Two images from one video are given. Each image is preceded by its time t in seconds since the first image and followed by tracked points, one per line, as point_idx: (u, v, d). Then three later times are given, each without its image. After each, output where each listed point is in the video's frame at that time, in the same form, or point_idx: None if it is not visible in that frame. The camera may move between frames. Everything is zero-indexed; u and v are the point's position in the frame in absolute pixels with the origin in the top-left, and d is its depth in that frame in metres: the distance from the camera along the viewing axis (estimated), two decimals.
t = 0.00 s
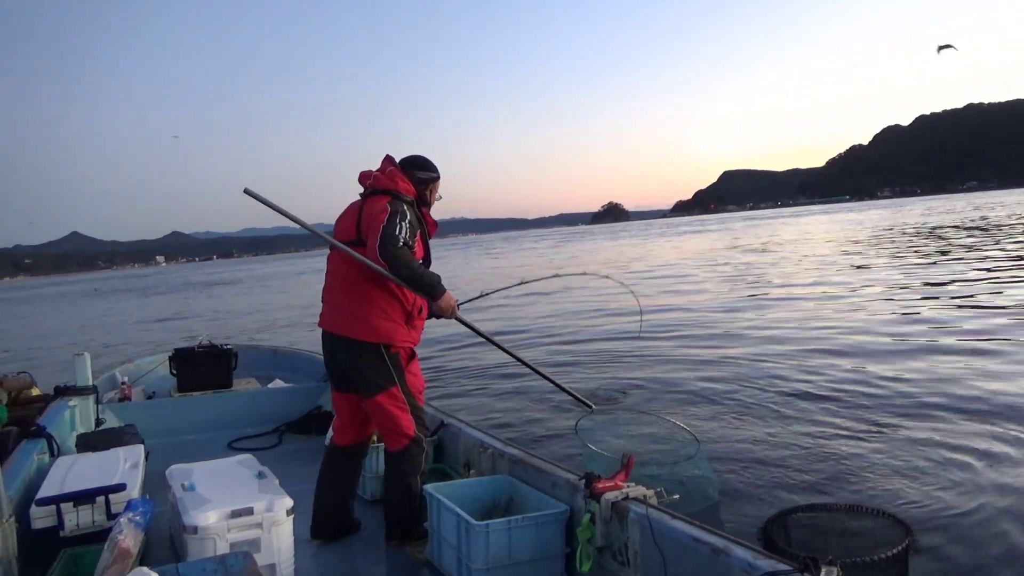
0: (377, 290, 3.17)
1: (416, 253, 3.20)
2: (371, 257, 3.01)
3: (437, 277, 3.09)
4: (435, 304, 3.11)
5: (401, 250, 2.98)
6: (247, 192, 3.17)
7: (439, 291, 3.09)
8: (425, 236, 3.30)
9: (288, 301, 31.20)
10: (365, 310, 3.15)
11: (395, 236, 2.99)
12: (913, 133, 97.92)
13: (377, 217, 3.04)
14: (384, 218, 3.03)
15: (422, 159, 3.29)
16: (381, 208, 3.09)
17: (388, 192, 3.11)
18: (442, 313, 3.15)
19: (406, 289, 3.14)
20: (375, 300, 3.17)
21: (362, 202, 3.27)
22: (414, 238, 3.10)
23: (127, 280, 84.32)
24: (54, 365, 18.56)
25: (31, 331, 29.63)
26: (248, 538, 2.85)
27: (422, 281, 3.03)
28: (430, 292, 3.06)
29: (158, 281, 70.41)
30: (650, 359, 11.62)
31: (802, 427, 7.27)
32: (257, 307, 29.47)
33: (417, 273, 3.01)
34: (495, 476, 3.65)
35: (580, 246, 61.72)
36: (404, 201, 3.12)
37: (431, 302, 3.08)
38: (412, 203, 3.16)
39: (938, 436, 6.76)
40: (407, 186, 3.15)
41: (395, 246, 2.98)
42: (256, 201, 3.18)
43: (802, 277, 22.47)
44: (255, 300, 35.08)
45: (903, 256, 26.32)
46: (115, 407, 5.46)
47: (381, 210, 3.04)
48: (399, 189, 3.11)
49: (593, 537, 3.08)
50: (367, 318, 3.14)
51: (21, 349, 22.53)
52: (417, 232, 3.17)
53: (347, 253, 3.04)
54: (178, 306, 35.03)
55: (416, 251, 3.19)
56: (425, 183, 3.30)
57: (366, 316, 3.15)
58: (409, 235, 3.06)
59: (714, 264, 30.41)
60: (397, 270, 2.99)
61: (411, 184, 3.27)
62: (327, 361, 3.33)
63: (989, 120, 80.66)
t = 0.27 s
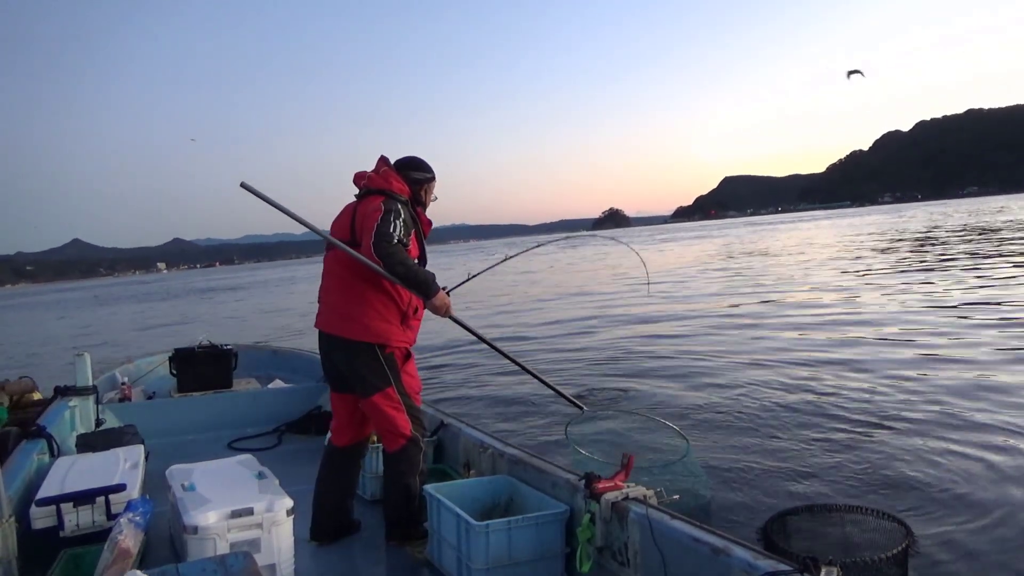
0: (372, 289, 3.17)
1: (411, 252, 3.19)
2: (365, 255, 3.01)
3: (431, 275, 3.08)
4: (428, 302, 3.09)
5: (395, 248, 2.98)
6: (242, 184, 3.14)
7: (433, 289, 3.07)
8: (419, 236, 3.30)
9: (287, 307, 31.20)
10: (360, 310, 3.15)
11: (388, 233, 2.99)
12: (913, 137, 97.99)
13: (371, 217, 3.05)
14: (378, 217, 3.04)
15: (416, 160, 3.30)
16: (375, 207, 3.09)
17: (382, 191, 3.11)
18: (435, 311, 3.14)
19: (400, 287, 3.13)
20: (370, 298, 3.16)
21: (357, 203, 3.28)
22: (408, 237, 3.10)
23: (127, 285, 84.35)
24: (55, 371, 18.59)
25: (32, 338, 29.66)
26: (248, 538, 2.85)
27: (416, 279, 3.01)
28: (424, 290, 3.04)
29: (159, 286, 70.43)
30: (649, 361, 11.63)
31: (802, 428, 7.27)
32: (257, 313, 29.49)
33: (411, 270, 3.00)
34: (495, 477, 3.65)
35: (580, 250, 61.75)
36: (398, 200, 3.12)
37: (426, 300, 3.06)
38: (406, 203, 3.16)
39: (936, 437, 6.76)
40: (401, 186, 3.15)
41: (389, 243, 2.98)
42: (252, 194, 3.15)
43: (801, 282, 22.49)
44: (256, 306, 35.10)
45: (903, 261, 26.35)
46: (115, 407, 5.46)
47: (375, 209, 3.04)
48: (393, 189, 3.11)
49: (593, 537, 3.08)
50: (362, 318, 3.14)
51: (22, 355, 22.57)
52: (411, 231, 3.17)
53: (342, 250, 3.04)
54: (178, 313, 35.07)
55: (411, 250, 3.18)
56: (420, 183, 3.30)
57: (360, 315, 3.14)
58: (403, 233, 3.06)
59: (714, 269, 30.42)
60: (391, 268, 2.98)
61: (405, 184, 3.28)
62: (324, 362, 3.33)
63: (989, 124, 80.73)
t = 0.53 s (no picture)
0: (365, 288, 3.17)
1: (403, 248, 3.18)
2: (356, 251, 3.00)
3: (424, 268, 3.05)
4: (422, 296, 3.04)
5: (387, 241, 2.97)
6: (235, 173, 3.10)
7: (427, 282, 3.03)
8: (411, 234, 3.30)
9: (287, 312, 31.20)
10: (353, 308, 3.15)
11: (380, 227, 2.99)
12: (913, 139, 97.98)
13: (361, 215, 3.06)
14: (369, 214, 3.04)
15: (406, 160, 3.31)
16: (366, 205, 3.10)
17: (372, 190, 3.13)
18: (429, 306, 3.08)
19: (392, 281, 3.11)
20: (363, 296, 3.16)
21: (347, 204, 3.30)
22: (400, 233, 3.10)
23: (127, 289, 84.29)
24: (56, 376, 18.60)
25: (32, 343, 29.67)
26: (248, 538, 2.85)
27: (408, 270, 2.97)
28: (417, 283, 2.99)
29: (159, 290, 70.41)
30: (649, 362, 11.64)
31: (802, 428, 7.27)
32: (258, 318, 29.49)
33: (402, 262, 2.97)
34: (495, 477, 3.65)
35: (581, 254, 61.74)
36: (388, 198, 3.13)
37: (419, 294, 3.02)
38: (396, 201, 3.17)
39: (937, 437, 6.77)
40: (390, 184, 3.17)
41: (380, 237, 2.98)
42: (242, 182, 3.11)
43: (801, 285, 22.51)
44: (256, 310, 35.09)
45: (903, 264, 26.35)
46: (115, 407, 5.46)
47: (365, 207, 3.06)
48: (383, 187, 3.13)
49: (593, 537, 3.08)
50: (355, 317, 3.13)
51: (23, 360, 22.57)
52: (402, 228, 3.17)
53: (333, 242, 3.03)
54: (179, 318, 35.07)
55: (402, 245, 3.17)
56: (410, 182, 3.31)
57: (353, 314, 3.14)
58: (394, 228, 3.06)
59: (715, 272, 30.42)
60: (382, 259, 2.95)
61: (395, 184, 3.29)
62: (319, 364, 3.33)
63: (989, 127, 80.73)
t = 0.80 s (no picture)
0: (349, 287, 3.15)
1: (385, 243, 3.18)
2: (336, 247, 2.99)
3: (404, 261, 3.02)
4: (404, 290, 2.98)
5: (365, 234, 2.96)
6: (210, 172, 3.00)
7: (408, 276, 2.99)
8: (392, 231, 3.29)
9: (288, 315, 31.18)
10: (338, 308, 3.14)
11: (358, 222, 2.98)
12: (914, 138, 97.94)
13: (340, 213, 3.06)
14: (347, 211, 3.05)
15: (384, 159, 3.31)
16: (344, 205, 3.11)
17: (350, 189, 3.14)
18: (412, 299, 3.02)
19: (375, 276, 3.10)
20: (346, 295, 3.15)
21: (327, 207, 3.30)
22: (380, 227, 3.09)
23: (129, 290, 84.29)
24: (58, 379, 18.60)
25: (34, 346, 29.68)
26: (248, 538, 2.85)
27: (387, 262, 2.95)
28: (398, 274, 2.97)
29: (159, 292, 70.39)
30: (649, 362, 11.65)
31: (802, 427, 7.27)
32: (260, 320, 29.48)
33: (383, 255, 2.95)
34: (495, 477, 3.65)
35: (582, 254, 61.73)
36: (366, 195, 3.13)
37: (401, 287, 2.97)
38: (375, 198, 3.17)
39: (937, 437, 6.77)
40: (367, 182, 3.18)
41: (359, 231, 2.97)
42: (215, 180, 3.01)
43: (802, 284, 22.50)
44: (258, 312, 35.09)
45: (904, 264, 26.34)
46: (115, 407, 5.46)
47: (344, 205, 3.06)
48: (360, 185, 3.13)
49: (593, 537, 3.08)
50: (340, 317, 3.13)
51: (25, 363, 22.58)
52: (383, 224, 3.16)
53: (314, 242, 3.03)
54: (180, 321, 35.07)
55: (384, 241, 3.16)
56: (389, 181, 3.31)
57: (338, 314, 3.13)
58: (373, 223, 3.05)
59: (716, 272, 30.41)
60: (362, 254, 2.94)
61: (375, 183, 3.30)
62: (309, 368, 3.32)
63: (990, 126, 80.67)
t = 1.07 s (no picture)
0: (323, 289, 3.14)
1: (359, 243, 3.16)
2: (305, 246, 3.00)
3: (374, 255, 3.01)
4: (375, 281, 3.00)
5: (333, 231, 2.95)
6: (165, 175, 3.05)
7: (378, 269, 3.00)
8: (367, 231, 3.27)
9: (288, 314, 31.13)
10: (313, 310, 3.13)
11: (326, 220, 2.98)
12: (915, 137, 97.84)
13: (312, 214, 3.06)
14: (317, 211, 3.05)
15: (360, 162, 3.32)
16: (316, 207, 3.11)
17: (322, 192, 3.14)
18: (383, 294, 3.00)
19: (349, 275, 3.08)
20: (321, 296, 3.13)
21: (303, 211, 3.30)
22: (350, 226, 3.08)
23: (129, 290, 84.27)
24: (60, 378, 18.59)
25: (35, 347, 29.66)
26: (248, 539, 2.84)
27: (356, 259, 2.94)
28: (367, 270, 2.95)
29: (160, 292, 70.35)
30: (650, 362, 11.64)
31: (803, 427, 7.27)
32: (261, 319, 29.47)
33: (351, 251, 2.94)
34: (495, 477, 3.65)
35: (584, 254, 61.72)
36: (338, 196, 3.15)
37: (370, 280, 2.99)
38: (347, 199, 3.17)
39: (937, 437, 6.77)
40: (340, 183, 3.18)
41: (326, 229, 2.96)
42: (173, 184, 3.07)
43: (802, 284, 22.49)
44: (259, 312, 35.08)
45: (904, 263, 26.34)
46: (115, 407, 5.46)
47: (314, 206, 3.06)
48: (332, 187, 3.14)
49: (593, 537, 3.08)
50: (315, 319, 3.11)
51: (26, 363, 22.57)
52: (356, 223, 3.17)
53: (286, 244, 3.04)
54: (181, 321, 35.05)
55: (357, 240, 3.15)
56: (365, 183, 3.30)
57: (313, 316, 3.12)
58: (343, 221, 3.04)
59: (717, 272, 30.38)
60: (330, 252, 2.93)
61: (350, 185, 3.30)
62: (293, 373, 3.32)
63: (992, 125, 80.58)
